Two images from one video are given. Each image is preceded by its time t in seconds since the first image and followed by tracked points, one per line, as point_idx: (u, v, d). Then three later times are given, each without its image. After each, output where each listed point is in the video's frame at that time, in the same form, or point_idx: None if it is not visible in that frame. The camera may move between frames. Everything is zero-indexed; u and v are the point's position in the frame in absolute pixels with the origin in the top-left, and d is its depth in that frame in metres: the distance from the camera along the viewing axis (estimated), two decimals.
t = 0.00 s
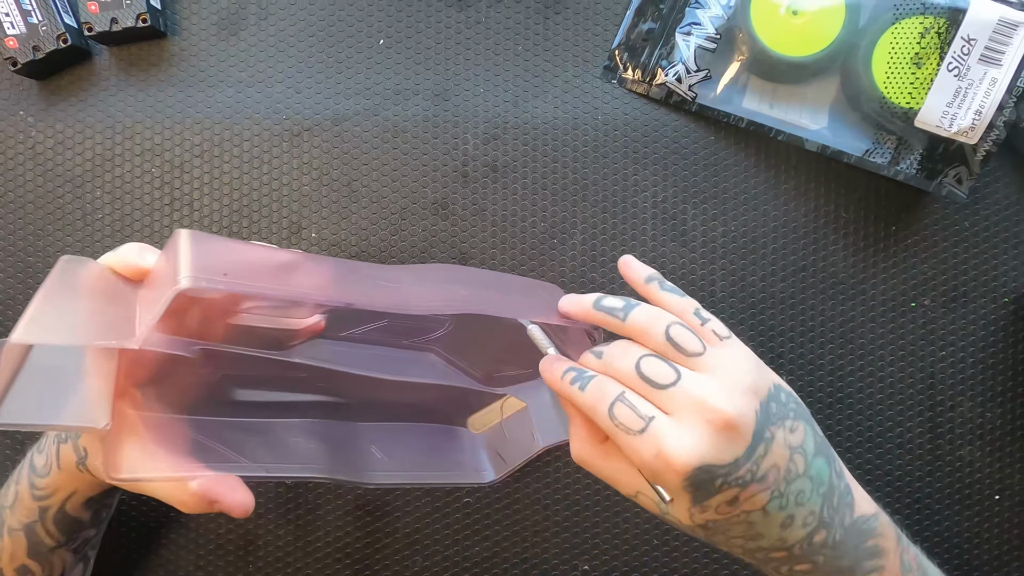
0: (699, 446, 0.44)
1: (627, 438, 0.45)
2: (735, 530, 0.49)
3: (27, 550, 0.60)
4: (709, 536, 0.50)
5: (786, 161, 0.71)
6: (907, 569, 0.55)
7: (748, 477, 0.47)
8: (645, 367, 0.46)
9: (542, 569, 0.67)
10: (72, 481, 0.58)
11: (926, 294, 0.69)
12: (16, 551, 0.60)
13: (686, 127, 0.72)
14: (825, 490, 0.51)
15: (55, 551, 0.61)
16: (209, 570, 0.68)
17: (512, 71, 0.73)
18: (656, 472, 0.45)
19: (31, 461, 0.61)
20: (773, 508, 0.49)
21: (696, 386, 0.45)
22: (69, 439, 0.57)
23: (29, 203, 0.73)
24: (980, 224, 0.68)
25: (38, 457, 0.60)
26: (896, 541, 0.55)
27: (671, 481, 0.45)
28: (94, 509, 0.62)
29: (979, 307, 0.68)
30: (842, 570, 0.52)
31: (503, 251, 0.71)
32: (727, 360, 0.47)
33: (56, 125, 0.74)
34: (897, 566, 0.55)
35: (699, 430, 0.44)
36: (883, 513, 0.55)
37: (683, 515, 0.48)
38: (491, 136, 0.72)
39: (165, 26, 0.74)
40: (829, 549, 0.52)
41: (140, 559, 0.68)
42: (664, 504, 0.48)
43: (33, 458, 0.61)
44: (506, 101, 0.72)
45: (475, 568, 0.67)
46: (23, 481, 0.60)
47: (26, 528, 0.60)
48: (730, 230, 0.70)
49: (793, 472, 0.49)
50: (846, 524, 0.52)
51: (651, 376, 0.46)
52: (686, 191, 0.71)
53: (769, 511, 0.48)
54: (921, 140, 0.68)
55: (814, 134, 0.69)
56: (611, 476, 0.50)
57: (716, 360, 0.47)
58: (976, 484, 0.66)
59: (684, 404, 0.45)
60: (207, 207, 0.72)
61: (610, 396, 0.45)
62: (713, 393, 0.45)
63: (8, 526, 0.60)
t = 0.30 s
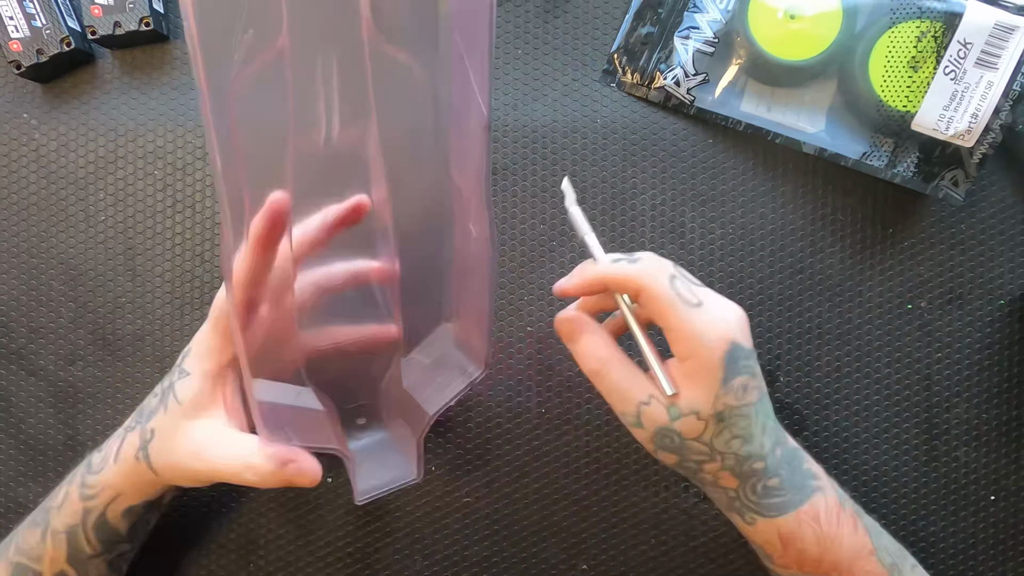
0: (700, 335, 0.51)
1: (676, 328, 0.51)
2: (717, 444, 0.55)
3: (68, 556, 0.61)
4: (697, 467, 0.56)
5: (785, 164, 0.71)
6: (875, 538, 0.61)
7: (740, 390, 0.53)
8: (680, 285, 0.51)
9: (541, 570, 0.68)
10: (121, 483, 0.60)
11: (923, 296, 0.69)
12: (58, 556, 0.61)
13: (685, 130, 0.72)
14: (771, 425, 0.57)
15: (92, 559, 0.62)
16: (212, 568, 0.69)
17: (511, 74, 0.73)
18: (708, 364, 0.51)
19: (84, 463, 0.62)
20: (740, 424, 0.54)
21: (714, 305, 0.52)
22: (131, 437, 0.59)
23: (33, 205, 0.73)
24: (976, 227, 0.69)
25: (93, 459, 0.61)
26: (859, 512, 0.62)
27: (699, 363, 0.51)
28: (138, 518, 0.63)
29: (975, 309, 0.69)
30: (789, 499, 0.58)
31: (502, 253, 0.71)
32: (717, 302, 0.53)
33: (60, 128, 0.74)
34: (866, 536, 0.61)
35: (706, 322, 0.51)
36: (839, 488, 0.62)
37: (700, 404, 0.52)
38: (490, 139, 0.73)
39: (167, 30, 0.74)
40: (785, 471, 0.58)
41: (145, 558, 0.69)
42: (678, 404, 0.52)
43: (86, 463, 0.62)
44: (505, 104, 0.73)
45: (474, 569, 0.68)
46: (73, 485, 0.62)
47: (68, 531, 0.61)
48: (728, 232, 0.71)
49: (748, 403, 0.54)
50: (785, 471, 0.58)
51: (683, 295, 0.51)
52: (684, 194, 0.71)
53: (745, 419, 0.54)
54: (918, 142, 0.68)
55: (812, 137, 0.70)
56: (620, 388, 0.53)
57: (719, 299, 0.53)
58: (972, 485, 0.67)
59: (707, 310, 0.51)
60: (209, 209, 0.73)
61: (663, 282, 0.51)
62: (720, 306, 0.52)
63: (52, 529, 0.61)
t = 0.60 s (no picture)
0: (535, 403, 0.47)
1: (477, 395, 0.47)
2: (576, 447, 0.53)
3: (93, 546, 0.63)
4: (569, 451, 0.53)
5: (783, 167, 0.72)
6: (769, 512, 0.58)
7: (583, 415, 0.49)
8: (493, 329, 0.47)
9: (542, 569, 0.68)
10: (163, 478, 0.64)
11: (920, 298, 0.70)
12: (79, 547, 0.62)
13: (684, 134, 0.73)
14: (648, 408, 0.54)
15: (113, 551, 0.64)
16: (217, 568, 0.69)
17: (511, 78, 0.74)
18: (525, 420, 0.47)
19: (111, 458, 0.65)
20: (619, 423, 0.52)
21: (538, 352, 0.47)
22: (177, 434, 0.64)
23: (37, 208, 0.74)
24: (973, 228, 0.70)
25: (127, 456, 0.65)
26: (755, 488, 0.58)
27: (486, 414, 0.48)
28: (165, 513, 0.67)
29: (972, 310, 0.69)
30: (662, 473, 0.56)
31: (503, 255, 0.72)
32: (570, 312, 0.50)
33: (64, 132, 0.75)
34: (755, 510, 0.58)
35: (532, 391, 0.46)
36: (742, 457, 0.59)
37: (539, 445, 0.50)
38: (491, 142, 0.73)
39: (170, 34, 0.75)
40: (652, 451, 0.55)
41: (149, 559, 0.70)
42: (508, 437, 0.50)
43: (112, 462, 0.65)
44: (505, 108, 0.74)
45: (476, 568, 0.68)
46: (99, 484, 0.64)
47: (95, 526, 0.63)
48: (727, 235, 0.72)
49: (620, 399, 0.51)
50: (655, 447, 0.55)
51: (498, 339, 0.47)
52: (683, 197, 0.72)
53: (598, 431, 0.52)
54: (915, 146, 0.69)
55: (810, 140, 0.70)
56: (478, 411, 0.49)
57: (557, 331, 0.48)
58: (969, 485, 0.67)
59: (523, 367, 0.47)
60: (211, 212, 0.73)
61: (462, 355, 0.46)
62: (550, 354, 0.47)
63: (74, 522, 0.63)
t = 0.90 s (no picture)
0: (592, 397, 0.47)
1: (536, 390, 0.47)
2: (636, 475, 0.52)
3: (100, 549, 0.63)
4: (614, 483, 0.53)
5: (780, 170, 0.72)
6: (827, 557, 0.58)
7: (642, 424, 0.49)
8: (557, 330, 0.49)
9: (541, 568, 0.69)
10: (170, 481, 0.65)
11: (915, 300, 0.70)
12: (87, 550, 0.63)
13: (683, 136, 0.73)
14: (713, 440, 0.53)
15: (120, 553, 0.64)
16: (218, 566, 0.70)
17: (511, 81, 0.75)
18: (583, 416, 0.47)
19: (115, 462, 0.65)
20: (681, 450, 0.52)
21: (600, 352, 0.48)
22: (182, 437, 0.64)
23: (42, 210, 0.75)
24: (968, 231, 0.70)
25: (132, 460, 0.65)
26: (814, 534, 0.58)
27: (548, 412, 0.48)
28: (171, 514, 0.68)
29: (967, 312, 0.70)
30: (724, 518, 0.55)
31: (502, 257, 0.73)
32: (630, 328, 0.51)
33: (68, 134, 0.76)
34: (815, 558, 0.57)
35: (593, 387, 0.47)
36: (799, 506, 0.58)
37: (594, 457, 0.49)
38: (491, 144, 0.74)
39: (173, 38, 0.76)
40: (716, 491, 0.54)
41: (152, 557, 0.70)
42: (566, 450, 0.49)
43: (117, 466, 0.65)
44: (505, 110, 0.74)
45: (475, 567, 0.69)
46: (106, 486, 0.64)
47: (103, 528, 0.63)
48: (725, 237, 0.72)
49: (683, 422, 0.51)
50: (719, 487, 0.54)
51: (561, 338, 0.48)
52: (681, 199, 0.73)
53: (658, 455, 0.51)
54: (911, 149, 0.69)
55: (807, 143, 0.71)
56: (526, 437, 0.51)
57: (619, 339, 0.49)
58: (964, 485, 0.68)
59: (585, 364, 0.47)
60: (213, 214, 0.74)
61: (524, 348, 0.48)
62: (612, 356, 0.48)
63: (82, 526, 0.63)
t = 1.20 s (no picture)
0: (572, 415, 0.46)
1: (518, 406, 0.46)
2: (610, 479, 0.52)
3: (107, 553, 0.64)
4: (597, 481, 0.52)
5: (777, 172, 0.73)
6: (791, 553, 0.59)
7: (618, 443, 0.49)
8: (543, 340, 0.46)
9: (541, 567, 0.69)
10: (175, 486, 0.65)
11: (912, 301, 0.71)
12: (93, 554, 0.63)
13: (681, 139, 0.74)
14: (682, 446, 0.54)
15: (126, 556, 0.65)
16: (221, 566, 0.71)
17: (511, 84, 0.75)
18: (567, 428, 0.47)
19: (120, 466, 0.66)
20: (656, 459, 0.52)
21: (586, 370, 0.46)
22: (186, 443, 0.64)
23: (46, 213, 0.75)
24: (964, 233, 0.71)
25: (137, 465, 0.65)
26: (779, 531, 0.59)
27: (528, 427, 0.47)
28: (176, 517, 0.68)
29: (963, 313, 0.70)
30: (687, 514, 0.56)
31: (502, 259, 0.73)
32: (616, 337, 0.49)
33: (72, 137, 0.76)
34: (779, 553, 0.58)
35: (572, 407, 0.46)
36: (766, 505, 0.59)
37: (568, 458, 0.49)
38: (491, 147, 0.74)
39: (176, 41, 0.76)
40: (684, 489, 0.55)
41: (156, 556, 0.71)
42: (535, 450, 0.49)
43: (122, 470, 0.65)
44: (505, 113, 0.75)
45: (475, 566, 0.70)
46: (111, 490, 0.65)
47: (109, 532, 0.64)
48: (723, 239, 0.73)
49: (657, 435, 0.51)
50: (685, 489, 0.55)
51: (548, 350, 0.46)
52: (680, 201, 0.73)
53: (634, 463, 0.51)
54: (907, 152, 0.70)
55: (805, 146, 0.72)
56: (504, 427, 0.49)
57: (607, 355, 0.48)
58: (960, 485, 0.69)
59: (562, 378, 0.46)
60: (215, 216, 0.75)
61: (504, 361, 0.46)
62: (596, 376, 0.46)
63: (88, 529, 0.63)
